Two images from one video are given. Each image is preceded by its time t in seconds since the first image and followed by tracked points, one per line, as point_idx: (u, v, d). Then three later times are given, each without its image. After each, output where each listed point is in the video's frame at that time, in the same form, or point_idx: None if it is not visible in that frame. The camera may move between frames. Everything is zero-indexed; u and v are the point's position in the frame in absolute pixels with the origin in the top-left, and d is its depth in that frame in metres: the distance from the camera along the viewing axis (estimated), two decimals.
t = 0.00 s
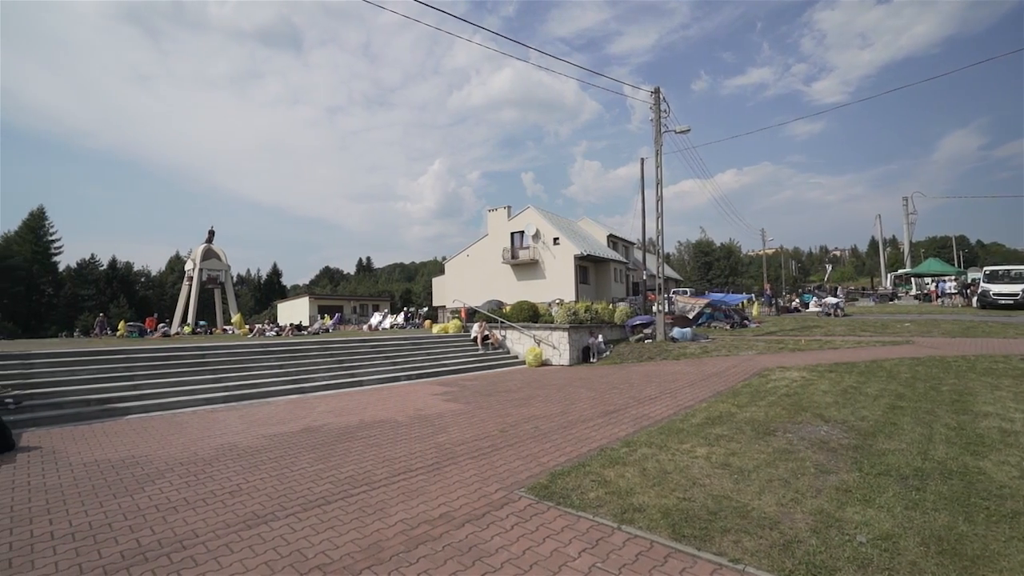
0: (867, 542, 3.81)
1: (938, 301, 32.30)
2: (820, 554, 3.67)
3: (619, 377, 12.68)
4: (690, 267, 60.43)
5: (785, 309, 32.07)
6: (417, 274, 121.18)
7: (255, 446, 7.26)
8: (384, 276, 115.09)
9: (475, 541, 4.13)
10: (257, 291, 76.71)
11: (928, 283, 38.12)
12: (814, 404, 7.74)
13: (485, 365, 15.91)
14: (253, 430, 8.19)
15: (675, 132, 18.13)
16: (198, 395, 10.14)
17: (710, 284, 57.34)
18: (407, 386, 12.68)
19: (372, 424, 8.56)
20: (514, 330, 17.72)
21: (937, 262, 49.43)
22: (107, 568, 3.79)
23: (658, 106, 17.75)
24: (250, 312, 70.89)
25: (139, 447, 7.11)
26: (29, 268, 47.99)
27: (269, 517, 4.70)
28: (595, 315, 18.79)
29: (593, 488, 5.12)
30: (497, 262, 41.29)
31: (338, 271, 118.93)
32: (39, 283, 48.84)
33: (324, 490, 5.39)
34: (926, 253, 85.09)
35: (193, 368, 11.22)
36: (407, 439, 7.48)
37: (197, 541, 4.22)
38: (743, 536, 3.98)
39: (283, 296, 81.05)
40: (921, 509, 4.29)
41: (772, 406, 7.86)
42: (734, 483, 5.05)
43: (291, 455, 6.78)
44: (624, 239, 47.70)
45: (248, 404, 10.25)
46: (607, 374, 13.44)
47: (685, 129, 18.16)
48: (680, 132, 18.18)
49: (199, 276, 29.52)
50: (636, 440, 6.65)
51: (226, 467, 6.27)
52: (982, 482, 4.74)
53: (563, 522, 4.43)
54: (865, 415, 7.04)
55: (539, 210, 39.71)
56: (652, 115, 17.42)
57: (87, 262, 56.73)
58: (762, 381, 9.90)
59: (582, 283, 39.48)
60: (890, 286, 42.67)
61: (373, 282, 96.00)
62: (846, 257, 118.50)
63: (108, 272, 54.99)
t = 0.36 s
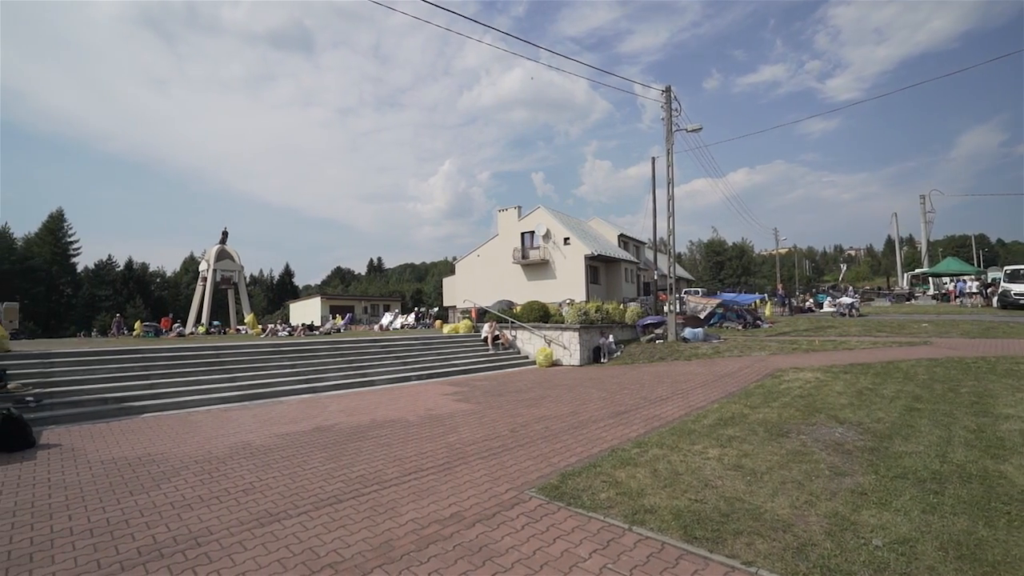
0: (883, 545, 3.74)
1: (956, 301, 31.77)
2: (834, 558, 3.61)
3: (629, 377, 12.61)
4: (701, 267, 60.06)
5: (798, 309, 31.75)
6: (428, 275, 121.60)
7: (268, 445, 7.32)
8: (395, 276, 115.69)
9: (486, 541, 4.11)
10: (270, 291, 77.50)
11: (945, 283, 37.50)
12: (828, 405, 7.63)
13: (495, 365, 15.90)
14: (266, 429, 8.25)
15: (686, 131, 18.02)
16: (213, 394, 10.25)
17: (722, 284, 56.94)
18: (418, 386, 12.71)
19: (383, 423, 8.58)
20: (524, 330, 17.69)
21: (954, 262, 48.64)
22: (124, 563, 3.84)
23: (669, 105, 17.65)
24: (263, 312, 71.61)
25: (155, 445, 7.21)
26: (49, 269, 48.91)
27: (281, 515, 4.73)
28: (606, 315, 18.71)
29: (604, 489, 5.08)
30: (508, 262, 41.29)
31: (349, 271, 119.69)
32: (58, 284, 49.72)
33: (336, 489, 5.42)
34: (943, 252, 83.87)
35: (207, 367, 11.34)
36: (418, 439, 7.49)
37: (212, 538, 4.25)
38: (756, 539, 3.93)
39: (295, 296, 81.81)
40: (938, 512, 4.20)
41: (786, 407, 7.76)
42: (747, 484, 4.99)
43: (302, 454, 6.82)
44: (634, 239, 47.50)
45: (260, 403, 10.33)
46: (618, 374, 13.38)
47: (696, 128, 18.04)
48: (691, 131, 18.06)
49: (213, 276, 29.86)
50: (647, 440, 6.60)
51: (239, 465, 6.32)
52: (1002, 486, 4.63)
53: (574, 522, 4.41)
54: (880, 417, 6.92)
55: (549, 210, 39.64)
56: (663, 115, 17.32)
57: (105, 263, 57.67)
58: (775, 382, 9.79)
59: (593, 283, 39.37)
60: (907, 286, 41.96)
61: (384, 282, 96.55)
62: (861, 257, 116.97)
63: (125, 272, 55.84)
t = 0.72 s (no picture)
0: (899, 549, 3.67)
1: (973, 301, 31.22)
2: (849, 561, 3.55)
3: (640, 378, 12.54)
4: (713, 267, 59.60)
5: (811, 309, 31.41)
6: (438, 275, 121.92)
7: (280, 443, 7.36)
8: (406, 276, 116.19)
9: (496, 541, 4.10)
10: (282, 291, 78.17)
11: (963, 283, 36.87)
12: (842, 407, 7.52)
13: (505, 365, 15.89)
14: (278, 428, 8.31)
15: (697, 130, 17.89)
16: (226, 393, 10.35)
17: (733, 284, 56.50)
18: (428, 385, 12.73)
19: (394, 423, 8.60)
20: (534, 330, 17.66)
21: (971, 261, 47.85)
22: (140, 559, 3.87)
23: (680, 103, 17.52)
24: (275, 311, 72.28)
25: (169, 443, 7.27)
26: (66, 270, 49.71)
27: (294, 513, 4.75)
28: (616, 315, 18.59)
29: (614, 489, 5.05)
30: (517, 262, 41.28)
31: (360, 271, 120.34)
32: (75, 284, 50.51)
33: (347, 488, 5.44)
34: (960, 251, 82.44)
35: (220, 366, 11.46)
36: (428, 439, 7.49)
37: (225, 535, 4.28)
38: (769, 541, 3.88)
39: (306, 296, 82.47)
40: (957, 517, 4.11)
41: (798, 408, 7.66)
42: (759, 486, 4.92)
43: (314, 453, 6.85)
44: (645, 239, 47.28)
45: (272, 402, 10.41)
46: (629, 375, 13.31)
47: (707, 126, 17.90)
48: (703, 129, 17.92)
49: (226, 276, 30.16)
50: (658, 441, 6.55)
51: (252, 464, 6.36)
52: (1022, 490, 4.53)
53: (584, 523, 4.37)
54: (896, 418, 6.81)
55: (559, 210, 39.57)
56: (673, 113, 17.21)
57: (121, 263, 58.47)
58: (788, 383, 9.67)
59: (603, 283, 39.25)
60: (923, 285, 41.32)
61: (394, 282, 97.00)
62: (876, 256, 115.39)
63: (140, 273, 56.58)
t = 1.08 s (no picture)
0: (917, 554, 3.58)
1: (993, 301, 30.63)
2: (865, 566, 3.47)
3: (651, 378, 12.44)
4: (725, 267, 59.10)
5: (825, 309, 31.04)
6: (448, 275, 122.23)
7: (292, 442, 7.39)
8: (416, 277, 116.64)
9: (506, 541, 4.07)
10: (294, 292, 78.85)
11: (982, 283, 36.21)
12: (858, 408, 7.39)
13: (515, 365, 15.86)
14: (290, 426, 8.34)
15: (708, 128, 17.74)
16: (239, 392, 10.42)
17: (746, 284, 56.01)
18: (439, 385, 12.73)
19: (404, 422, 8.60)
20: (545, 330, 17.61)
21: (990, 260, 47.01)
22: (157, 555, 3.90)
23: (691, 101, 17.38)
24: (287, 311, 72.89)
25: (184, 441, 7.33)
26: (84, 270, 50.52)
27: (306, 511, 4.76)
28: (627, 315, 18.50)
29: (625, 490, 5.00)
30: (528, 262, 41.22)
31: (371, 271, 120.98)
32: (92, 284, 51.34)
33: (358, 486, 5.44)
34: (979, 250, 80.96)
35: (234, 365, 11.56)
36: (439, 438, 7.48)
37: (239, 532, 4.30)
38: (782, 544, 3.81)
39: (318, 296, 83.11)
40: (977, 522, 4.01)
41: (813, 410, 7.54)
42: (772, 488, 4.85)
43: (325, 451, 6.87)
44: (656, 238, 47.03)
45: (285, 401, 10.47)
46: (640, 375, 13.22)
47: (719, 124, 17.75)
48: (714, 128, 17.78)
49: (239, 277, 30.44)
50: (670, 442, 6.48)
51: (265, 462, 6.38)
52: None
53: (595, 524, 4.33)
54: (913, 421, 6.67)
55: (570, 209, 39.46)
56: (685, 112, 17.08)
57: (137, 264, 59.31)
58: (802, 384, 9.53)
59: (614, 283, 39.08)
60: (941, 286, 40.60)
61: (405, 282, 97.47)
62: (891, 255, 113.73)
63: (155, 273, 57.34)
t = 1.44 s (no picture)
0: (937, 559, 3.50)
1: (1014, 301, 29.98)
2: (883, 571, 3.39)
3: (663, 378, 12.35)
4: (738, 266, 58.52)
5: (841, 309, 30.58)
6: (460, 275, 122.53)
7: (305, 440, 7.43)
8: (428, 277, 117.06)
9: (518, 540, 4.04)
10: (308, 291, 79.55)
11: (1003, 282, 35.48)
12: (875, 410, 7.25)
13: (527, 365, 15.83)
14: (304, 425, 8.40)
15: (721, 126, 17.57)
16: (254, 390, 10.52)
17: (759, 283, 55.43)
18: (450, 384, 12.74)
19: (416, 421, 8.61)
20: (556, 330, 17.54)
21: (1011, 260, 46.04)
22: (174, 550, 3.93)
23: (704, 99, 17.22)
24: (301, 311, 73.55)
25: (199, 439, 7.40)
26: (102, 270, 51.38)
27: (319, 509, 4.77)
28: (639, 314, 18.40)
29: (637, 491, 4.95)
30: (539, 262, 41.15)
31: (383, 271, 121.64)
32: (111, 284, 52.20)
33: (370, 485, 5.44)
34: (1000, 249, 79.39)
35: (249, 364, 11.67)
36: (451, 438, 7.47)
37: (254, 529, 4.32)
38: (798, 547, 3.74)
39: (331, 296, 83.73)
40: (999, 527, 3.90)
41: (828, 411, 7.42)
42: (787, 490, 4.77)
43: (338, 450, 6.89)
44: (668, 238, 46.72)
45: (298, 400, 10.54)
46: (652, 375, 13.12)
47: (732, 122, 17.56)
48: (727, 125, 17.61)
49: (253, 276, 30.74)
50: (682, 443, 6.42)
51: (279, 460, 6.42)
52: None
53: (606, 524, 4.29)
54: (932, 423, 6.53)
55: (581, 209, 39.34)
56: (697, 110, 16.93)
57: (154, 264, 60.21)
58: (817, 384, 9.38)
59: (625, 283, 38.88)
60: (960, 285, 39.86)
61: (417, 282, 97.91)
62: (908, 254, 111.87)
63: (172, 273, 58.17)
